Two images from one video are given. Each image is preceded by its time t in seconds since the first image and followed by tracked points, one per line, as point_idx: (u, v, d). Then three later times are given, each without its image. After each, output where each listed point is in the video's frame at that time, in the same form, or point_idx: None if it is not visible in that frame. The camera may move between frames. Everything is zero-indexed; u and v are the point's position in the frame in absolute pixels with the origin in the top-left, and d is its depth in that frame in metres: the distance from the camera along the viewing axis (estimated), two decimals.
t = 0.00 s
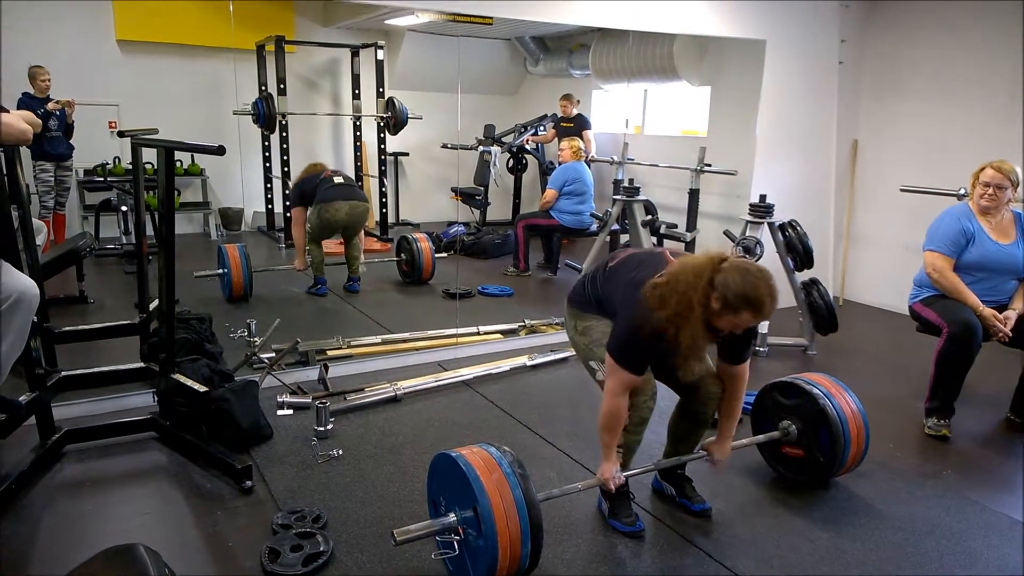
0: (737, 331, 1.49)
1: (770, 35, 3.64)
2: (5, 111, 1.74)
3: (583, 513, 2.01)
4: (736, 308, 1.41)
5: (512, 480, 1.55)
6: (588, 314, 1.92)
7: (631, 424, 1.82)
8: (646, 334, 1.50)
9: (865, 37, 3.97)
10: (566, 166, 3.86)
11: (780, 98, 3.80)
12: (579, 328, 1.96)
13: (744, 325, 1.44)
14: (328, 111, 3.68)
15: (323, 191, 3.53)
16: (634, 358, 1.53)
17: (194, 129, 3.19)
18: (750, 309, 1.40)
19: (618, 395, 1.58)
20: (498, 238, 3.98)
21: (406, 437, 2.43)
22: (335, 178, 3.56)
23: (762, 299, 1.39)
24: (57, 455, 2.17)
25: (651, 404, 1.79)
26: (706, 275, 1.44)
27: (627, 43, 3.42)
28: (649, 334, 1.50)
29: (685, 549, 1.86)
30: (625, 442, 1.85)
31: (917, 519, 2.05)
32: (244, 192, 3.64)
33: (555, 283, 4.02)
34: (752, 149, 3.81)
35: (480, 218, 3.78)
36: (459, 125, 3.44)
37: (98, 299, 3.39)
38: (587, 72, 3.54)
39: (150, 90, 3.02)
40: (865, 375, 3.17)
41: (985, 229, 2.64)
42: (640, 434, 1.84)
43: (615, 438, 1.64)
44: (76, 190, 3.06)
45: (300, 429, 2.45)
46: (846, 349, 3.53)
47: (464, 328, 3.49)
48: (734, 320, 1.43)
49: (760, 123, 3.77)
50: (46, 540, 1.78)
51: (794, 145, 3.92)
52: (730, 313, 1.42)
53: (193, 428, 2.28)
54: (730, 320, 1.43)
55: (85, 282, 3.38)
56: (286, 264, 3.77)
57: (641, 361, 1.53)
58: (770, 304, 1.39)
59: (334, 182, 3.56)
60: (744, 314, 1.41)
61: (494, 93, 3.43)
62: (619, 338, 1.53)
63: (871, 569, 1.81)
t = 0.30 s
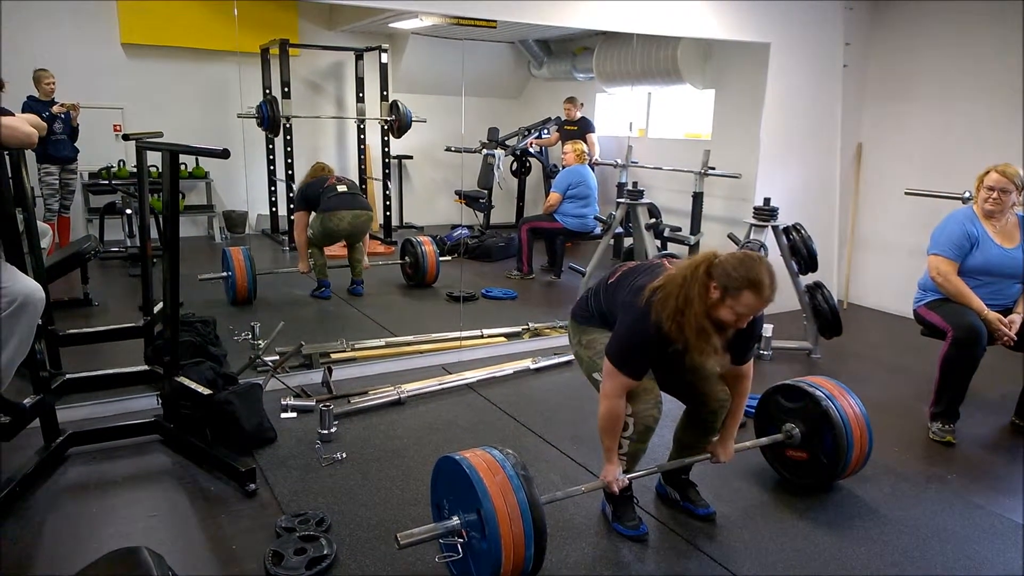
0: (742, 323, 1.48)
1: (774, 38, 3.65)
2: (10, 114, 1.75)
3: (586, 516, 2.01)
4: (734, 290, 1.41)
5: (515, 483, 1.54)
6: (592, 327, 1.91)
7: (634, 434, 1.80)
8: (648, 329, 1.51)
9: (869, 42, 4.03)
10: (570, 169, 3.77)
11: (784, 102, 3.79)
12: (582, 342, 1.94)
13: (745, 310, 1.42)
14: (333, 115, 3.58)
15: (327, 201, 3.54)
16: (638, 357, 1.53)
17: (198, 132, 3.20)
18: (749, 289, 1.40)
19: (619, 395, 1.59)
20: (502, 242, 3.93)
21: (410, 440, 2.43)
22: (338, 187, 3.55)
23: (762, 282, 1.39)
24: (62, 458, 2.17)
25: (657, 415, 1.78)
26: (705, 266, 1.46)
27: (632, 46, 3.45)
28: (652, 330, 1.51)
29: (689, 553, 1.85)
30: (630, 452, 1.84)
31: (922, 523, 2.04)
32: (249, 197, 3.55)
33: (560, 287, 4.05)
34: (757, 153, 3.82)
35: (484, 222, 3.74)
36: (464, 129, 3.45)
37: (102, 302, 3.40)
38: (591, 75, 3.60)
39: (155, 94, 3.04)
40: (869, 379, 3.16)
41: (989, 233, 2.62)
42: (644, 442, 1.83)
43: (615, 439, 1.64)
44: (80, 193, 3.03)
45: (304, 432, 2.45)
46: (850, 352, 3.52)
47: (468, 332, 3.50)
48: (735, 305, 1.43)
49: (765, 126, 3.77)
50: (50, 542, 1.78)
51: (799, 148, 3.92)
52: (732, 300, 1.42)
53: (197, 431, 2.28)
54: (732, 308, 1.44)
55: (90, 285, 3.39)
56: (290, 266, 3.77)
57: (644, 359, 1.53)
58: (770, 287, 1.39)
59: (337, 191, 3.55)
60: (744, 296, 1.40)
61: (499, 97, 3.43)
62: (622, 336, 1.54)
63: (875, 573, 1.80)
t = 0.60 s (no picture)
0: (738, 299, 1.48)
1: (778, 41, 3.64)
2: (14, 114, 1.76)
3: (589, 518, 2.00)
4: (727, 260, 1.42)
5: (516, 484, 1.54)
6: (595, 316, 1.91)
7: (636, 430, 1.81)
8: (646, 312, 1.51)
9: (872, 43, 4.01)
10: (574, 170, 3.89)
11: (788, 103, 3.78)
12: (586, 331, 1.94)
13: (740, 281, 1.43)
14: (337, 115, 3.65)
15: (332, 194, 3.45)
16: (638, 344, 1.52)
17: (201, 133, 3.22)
18: (741, 257, 1.41)
19: (623, 387, 1.57)
20: (505, 243, 4.01)
21: (413, 441, 2.42)
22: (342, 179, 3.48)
23: (753, 250, 1.41)
24: (65, 457, 2.17)
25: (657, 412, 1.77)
26: (697, 245, 1.48)
27: (636, 47, 3.41)
28: (650, 312, 1.51)
29: (692, 556, 1.85)
30: (633, 448, 1.85)
31: (925, 526, 2.03)
32: (253, 199, 3.61)
33: (562, 288, 4.11)
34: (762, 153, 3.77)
35: (487, 223, 3.80)
36: (467, 130, 3.48)
37: (105, 302, 3.40)
38: (595, 76, 3.64)
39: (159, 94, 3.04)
40: (873, 381, 3.16)
41: (992, 235, 2.62)
42: (647, 440, 1.84)
43: (620, 433, 1.62)
44: (84, 193, 3.05)
45: (307, 433, 2.44)
46: (854, 354, 3.51)
47: (471, 333, 3.50)
48: (729, 277, 1.43)
49: (769, 125, 3.73)
50: (53, 542, 1.78)
51: (803, 150, 3.91)
52: (728, 274, 1.43)
53: (200, 432, 2.28)
54: (727, 280, 1.44)
55: (93, 285, 3.40)
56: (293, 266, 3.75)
57: (645, 345, 1.52)
58: (763, 255, 1.40)
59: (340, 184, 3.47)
60: (736, 264, 1.41)
61: (502, 97, 3.49)
62: (623, 325, 1.54)
63: None
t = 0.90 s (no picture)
0: (740, 276, 1.47)
1: (781, 40, 3.64)
2: (17, 114, 1.76)
3: (592, 519, 1.99)
4: (725, 235, 1.43)
5: (516, 467, 1.53)
6: (596, 302, 1.90)
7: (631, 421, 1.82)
8: (650, 294, 1.50)
9: (876, 42, 4.00)
10: (577, 170, 3.88)
11: (790, 103, 3.78)
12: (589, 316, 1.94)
13: (740, 255, 1.43)
14: (337, 114, 3.55)
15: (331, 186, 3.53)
16: (643, 328, 1.50)
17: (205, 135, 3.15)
18: (739, 230, 1.42)
19: (627, 372, 1.55)
20: (507, 243, 3.98)
21: (415, 441, 2.42)
22: (345, 172, 3.53)
23: (750, 223, 1.42)
24: (67, 458, 2.17)
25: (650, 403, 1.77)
26: (694, 226, 1.50)
27: (638, 47, 3.41)
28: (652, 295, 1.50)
29: (695, 557, 1.84)
30: (628, 440, 1.84)
31: (929, 527, 2.02)
32: (254, 196, 3.51)
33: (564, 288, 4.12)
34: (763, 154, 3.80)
35: (490, 223, 3.82)
36: (470, 129, 3.50)
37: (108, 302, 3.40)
38: (597, 76, 3.59)
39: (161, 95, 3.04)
40: (876, 382, 3.14)
41: (995, 235, 2.60)
42: (642, 432, 1.83)
43: (620, 417, 1.61)
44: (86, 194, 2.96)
45: (309, 433, 2.44)
46: (857, 355, 3.50)
47: (473, 333, 3.49)
48: (729, 252, 1.44)
49: (771, 126, 3.76)
50: (55, 543, 1.78)
51: (806, 150, 3.91)
52: (728, 250, 1.44)
53: (202, 432, 2.28)
54: (728, 256, 1.44)
55: (95, 285, 3.40)
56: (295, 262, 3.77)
57: (650, 328, 1.50)
58: (760, 227, 1.42)
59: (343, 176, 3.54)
60: (735, 238, 1.42)
61: (506, 98, 3.49)
62: (626, 309, 1.52)
63: None
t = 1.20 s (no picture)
0: (734, 231, 1.54)
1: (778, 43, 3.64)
2: (12, 119, 1.76)
3: (590, 522, 1.99)
4: (719, 188, 1.51)
5: (513, 423, 1.53)
6: (590, 289, 1.84)
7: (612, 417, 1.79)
8: (647, 253, 1.54)
9: (873, 40, 3.99)
10: (574, 174, 3.84)
11: (787, 105, 3.78)
12: (585, 302, 1.88)
13: (734, 207, 1.49)
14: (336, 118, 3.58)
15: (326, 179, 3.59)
16: (641, 286, 1.54)
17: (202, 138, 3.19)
18: (731, 182, 1.49)
19: (624, 334, 1.58)
20: (505, 245, 3.99)
21: (412, 444, 2.42)
22: (341, 164, 3.60)
23: (741, 176, 1.50)
24: (63, 463, 2.16)
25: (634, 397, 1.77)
26: (687, 189, 1.57)
27: (634, 49, 3.40)
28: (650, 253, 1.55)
29: (692, 559, 1.84)
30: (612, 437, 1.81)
31: (927, 528, 2.02)
32: (250, 198, 3.55)
33: (562, 290, 4.12)
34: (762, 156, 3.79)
35: (487, 225, 3.82)
36: (466, 132, 3.51)
37: (104, 306, 3.41)
38: (595, 79, 3.59)
39: (157, 98, 3.04)
40: (874, 383, 3.14)
41: (990, 236, 2.60)
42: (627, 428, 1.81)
43: (618, 380, 1.62)
44: (83, 198, 2.96)
45: (306, 437, 2.43)
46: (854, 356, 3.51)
47: (471, 336, 3.49)
48: (722, 205, 1.50)
49: (770, 125, 3.73)
50: (50, 548, 1.77)
51: (803, 151, 3.91)
52: (722, 207, 1.51)
53: (199, 437, 2.27)
54: (721, 209, 1.51)
55: (92, 290, 3.40)
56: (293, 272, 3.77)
57: (649, 286, 1.54)
58: (751, 179, 1.49)
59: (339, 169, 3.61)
60: (728, 190, 1.49)
61: (504, 100, 3.51)
62: (627, 271, 1.56)
63: None
